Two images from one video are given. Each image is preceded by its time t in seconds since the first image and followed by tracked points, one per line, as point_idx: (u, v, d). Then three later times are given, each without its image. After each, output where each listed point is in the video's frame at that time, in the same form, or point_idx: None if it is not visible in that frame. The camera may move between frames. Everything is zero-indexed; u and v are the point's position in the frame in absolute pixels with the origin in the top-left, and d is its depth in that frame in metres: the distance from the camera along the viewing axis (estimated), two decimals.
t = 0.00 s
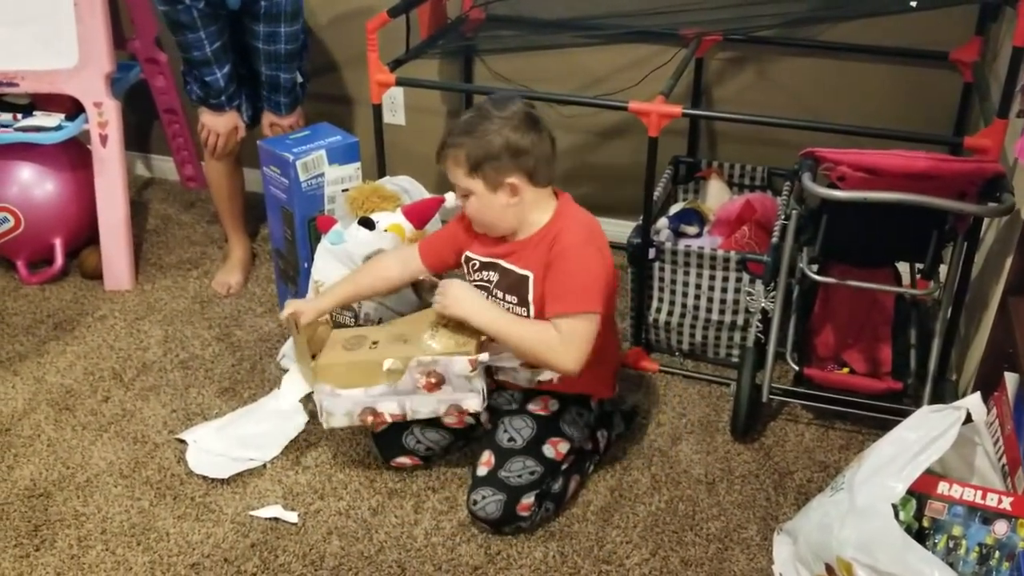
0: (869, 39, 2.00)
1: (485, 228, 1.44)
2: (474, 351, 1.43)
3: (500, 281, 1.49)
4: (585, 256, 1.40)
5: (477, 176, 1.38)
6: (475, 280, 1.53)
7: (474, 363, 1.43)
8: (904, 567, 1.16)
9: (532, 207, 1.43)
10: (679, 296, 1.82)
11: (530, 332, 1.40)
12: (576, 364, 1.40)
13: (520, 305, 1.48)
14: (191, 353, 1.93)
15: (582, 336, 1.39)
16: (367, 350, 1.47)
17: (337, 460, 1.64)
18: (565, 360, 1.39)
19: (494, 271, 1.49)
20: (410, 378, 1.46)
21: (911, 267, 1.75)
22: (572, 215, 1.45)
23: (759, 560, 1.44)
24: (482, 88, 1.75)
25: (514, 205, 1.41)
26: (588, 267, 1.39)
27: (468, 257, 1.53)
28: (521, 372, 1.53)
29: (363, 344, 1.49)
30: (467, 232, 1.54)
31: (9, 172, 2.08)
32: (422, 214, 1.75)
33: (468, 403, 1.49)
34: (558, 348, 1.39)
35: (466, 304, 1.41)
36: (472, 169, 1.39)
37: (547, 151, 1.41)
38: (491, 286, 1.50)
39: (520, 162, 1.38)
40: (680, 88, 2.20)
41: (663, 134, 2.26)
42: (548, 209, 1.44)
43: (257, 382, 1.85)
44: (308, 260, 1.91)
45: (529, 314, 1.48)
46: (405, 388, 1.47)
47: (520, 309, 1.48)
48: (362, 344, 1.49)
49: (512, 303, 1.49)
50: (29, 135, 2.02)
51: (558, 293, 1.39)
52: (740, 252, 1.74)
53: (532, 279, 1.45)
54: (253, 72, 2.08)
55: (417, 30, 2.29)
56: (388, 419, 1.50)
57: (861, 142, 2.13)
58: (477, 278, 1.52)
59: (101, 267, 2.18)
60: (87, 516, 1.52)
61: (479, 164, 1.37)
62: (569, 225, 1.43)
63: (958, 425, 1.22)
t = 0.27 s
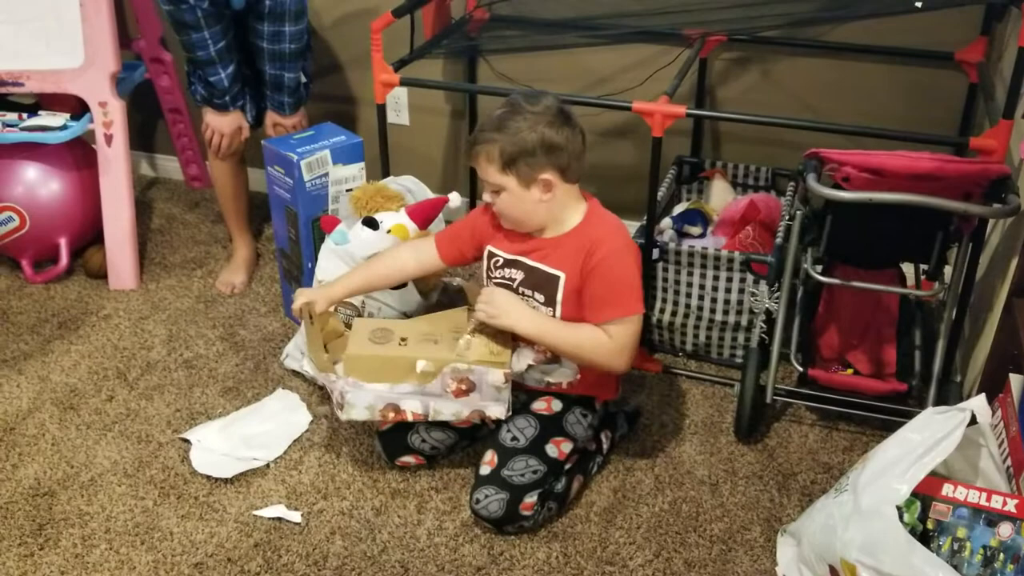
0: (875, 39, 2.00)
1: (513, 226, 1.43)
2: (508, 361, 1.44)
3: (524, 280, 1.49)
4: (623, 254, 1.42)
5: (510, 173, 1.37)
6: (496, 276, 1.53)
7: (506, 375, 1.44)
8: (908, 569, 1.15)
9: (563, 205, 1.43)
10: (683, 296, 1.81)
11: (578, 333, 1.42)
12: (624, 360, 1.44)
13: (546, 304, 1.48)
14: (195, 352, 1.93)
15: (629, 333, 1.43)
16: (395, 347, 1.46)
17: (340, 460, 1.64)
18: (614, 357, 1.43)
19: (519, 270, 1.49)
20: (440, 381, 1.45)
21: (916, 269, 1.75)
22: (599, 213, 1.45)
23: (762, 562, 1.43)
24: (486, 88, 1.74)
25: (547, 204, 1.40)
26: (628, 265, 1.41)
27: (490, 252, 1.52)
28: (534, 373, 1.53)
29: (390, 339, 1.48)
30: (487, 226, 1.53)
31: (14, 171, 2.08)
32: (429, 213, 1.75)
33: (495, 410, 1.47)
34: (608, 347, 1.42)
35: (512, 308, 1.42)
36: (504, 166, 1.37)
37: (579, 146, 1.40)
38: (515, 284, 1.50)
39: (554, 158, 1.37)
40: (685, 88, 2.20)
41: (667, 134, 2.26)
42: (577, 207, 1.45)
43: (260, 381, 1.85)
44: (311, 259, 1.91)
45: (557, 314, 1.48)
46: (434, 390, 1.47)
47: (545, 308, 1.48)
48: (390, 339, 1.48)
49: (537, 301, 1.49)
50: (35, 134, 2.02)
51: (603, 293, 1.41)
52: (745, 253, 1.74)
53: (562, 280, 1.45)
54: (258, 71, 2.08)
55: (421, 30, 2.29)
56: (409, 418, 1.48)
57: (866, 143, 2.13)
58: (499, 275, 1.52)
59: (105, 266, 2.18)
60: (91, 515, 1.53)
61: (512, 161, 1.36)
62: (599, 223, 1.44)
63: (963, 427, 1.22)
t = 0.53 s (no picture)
0: (877, 42, 2.00)
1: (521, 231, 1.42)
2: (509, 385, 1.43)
3: (531, 280, 1.48)
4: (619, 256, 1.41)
5: (523, 181, 1.36)
6: (504, 280, 1.52)
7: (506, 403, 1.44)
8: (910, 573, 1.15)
9: (571, 208, 1.43)
10: (685, 298, 1.81)
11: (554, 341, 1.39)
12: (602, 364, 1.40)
13: (550, 304, 1.48)
14: (197, 352, 1.94)
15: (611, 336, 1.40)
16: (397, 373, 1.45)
17: (341, 461, 1.64)
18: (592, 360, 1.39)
19: (525, 270, 1.49)
20: (442, 407, 1.46)
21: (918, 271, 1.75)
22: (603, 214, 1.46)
23: (763, 564, 1.43)
24: (488, 89, 1.74)
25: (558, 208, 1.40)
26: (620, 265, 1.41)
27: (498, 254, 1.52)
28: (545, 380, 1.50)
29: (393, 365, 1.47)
30: (496, 227, 1.54)
31: (16, 171, 2.08)
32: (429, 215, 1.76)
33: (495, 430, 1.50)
34: (583, 347, 1.39)
35: (481, 341, 1.39)
36: (516, 174, 1.36)
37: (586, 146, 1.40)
38: (523, 286, 1.50)
39: (565, 163, 1.37)
40: (687, 90, 2.20)
41: (669, 136, 2.26)
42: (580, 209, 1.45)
43: (262, 382, 1.85)
44: (313, 260, 1.91)
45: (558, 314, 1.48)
46: (437, 416, 1.47)
47: (549, 308, 1.48)
48: (392, 364, 1.47)
49: (542, 301, 1.49)
50: (37, 134, 2.02)
51: (591, 294, 1.40)
52: (746, 255, 1.73)
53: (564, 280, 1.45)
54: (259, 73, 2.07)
55: (423, 31, 2.29)
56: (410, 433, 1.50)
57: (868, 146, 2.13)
58: (507, 278, 1.52)
59: (107, 266, 2.18)
60: (93, 515, 1.53)
61: (524, 169, 1.35)
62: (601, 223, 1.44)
63: (966, 430, 1.22)
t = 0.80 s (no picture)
0: (880, 45, 2.00)
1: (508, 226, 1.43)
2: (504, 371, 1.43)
3: (514, 270, 1.50)
4: (590, 248, 1.40)
5: (513, 182, 1.36)
6: (489, 268, 1.54)
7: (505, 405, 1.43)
8: None
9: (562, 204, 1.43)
10: (687, 301, 1.81)
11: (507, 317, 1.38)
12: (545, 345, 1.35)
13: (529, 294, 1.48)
14: (199, 353, 1.94)
15: (562, 317, 1.36)
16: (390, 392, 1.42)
17: (343, 463, 1.64)
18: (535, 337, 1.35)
19: (509, 259, 1.50)
20: (440, 416, 1.44)
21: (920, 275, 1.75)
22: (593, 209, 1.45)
23: (765, 567, 1.43)
24: (491, 92, 1.75)
25: (548, 206, 1.41)
26: (588, 255, 1.39)
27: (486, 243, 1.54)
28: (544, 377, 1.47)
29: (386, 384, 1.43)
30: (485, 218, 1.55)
31: (20, 171, 2.09)
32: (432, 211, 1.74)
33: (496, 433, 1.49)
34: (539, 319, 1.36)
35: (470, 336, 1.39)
36: (506, 176, 1.36)
37: (574, 145, 1.40)
38: (505, 275, 1.51)
39: (554, 162, 1.37)
40: (689, 93, 2.20)
41: (672, 139, 2.26)
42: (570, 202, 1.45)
43: (264, 383, 1.85)
44: (315, 261, 1.92)
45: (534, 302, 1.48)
46: (436, 424, 1.46)
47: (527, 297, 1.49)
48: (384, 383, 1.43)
49: (523, 291, 1.49)
50: (41, 135, 2.03)
51: (556, 270, 1.38)
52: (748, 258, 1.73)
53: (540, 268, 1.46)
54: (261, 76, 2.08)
55: (426, 32, 2.29)
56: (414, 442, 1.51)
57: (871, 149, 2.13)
58: (491, 267, 1.53)
59: (110, 267, 2.18)
60: (95, 516, 1.53)
61: (515, 170, 1.35)
62: (587, 216, 1.43)
63: (967, 434, 1.22)
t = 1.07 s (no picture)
0: (883, 47, 2.00)
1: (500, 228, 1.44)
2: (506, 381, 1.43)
3: (504, 272, 1.50)
4: (578, 247, 1.40)
5: (504, 185, 1.37)
6: (483, 268, 1.55)
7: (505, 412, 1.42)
8: None
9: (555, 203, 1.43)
10: (690, 301, 1.82)
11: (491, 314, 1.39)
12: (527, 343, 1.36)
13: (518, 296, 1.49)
14: (203, 353, 1.94)
15: (544, 314, 1.36)
16: (389, 404, 1.42)
17: (346, 462, 1.65)
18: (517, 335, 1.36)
19: (501, 261, 1.51)
20: (440, 424, 1.44)
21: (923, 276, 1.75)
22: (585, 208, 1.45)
23: (767, 567, 1.43)
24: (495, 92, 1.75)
25: (540, 208, 1.41)
26: (574, 253, 1.39)
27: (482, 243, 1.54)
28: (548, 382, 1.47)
29: (384, 396, 1.43)
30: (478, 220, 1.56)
31: (24, 171, 2.10)
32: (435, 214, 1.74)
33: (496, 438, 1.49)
34: (522, 315, 1.36)
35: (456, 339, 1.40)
36: (497, 179, 1.36)
37: (561, 144, 1.41)
38: (496, 277, 1.52)
39: (543, 161, 1.38)
40: (692, 93, 2.20)
41: (674, 140, 2.26)
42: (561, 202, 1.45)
43: (267, 383, 1.85)
44: (319, 261, 1.92)
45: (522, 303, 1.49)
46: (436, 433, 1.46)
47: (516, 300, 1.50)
48: (384, 395, 1.43)
49: (511, 294, 1.50)
50: (45, 135, 2.04)
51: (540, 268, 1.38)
52: (751, 259, 1.74)
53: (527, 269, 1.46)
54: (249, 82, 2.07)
55: (429, 33, 2.30)
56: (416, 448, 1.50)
57: (873, 151, 2.13)
58: (484, 267, 1.54)
59: (113, 266, 2.19)
60: (98, 515, 1.53)
61: (505, 173, 1.35)
62: (577, 215, 1.43)
63: (970, 434, 1.22)
